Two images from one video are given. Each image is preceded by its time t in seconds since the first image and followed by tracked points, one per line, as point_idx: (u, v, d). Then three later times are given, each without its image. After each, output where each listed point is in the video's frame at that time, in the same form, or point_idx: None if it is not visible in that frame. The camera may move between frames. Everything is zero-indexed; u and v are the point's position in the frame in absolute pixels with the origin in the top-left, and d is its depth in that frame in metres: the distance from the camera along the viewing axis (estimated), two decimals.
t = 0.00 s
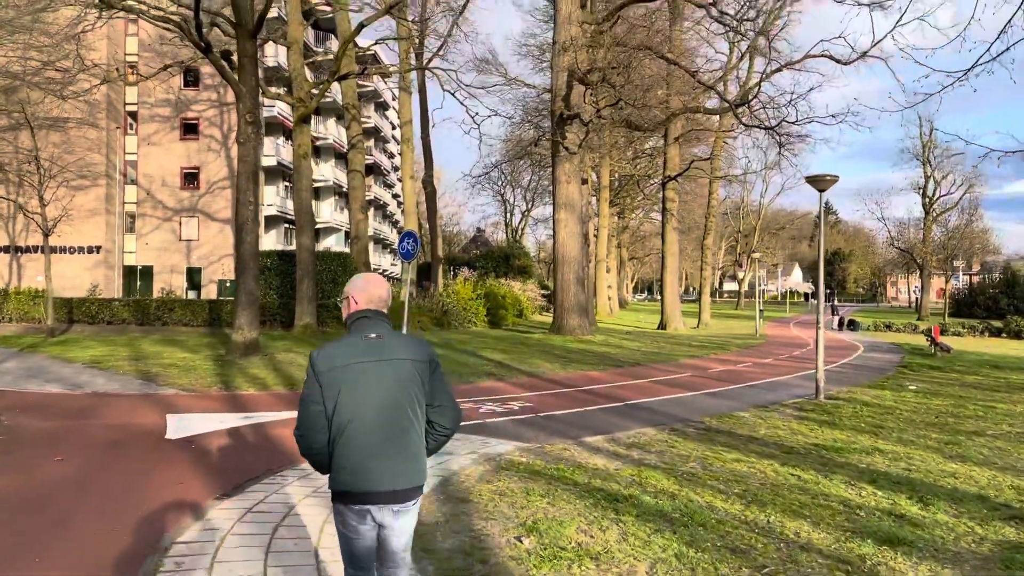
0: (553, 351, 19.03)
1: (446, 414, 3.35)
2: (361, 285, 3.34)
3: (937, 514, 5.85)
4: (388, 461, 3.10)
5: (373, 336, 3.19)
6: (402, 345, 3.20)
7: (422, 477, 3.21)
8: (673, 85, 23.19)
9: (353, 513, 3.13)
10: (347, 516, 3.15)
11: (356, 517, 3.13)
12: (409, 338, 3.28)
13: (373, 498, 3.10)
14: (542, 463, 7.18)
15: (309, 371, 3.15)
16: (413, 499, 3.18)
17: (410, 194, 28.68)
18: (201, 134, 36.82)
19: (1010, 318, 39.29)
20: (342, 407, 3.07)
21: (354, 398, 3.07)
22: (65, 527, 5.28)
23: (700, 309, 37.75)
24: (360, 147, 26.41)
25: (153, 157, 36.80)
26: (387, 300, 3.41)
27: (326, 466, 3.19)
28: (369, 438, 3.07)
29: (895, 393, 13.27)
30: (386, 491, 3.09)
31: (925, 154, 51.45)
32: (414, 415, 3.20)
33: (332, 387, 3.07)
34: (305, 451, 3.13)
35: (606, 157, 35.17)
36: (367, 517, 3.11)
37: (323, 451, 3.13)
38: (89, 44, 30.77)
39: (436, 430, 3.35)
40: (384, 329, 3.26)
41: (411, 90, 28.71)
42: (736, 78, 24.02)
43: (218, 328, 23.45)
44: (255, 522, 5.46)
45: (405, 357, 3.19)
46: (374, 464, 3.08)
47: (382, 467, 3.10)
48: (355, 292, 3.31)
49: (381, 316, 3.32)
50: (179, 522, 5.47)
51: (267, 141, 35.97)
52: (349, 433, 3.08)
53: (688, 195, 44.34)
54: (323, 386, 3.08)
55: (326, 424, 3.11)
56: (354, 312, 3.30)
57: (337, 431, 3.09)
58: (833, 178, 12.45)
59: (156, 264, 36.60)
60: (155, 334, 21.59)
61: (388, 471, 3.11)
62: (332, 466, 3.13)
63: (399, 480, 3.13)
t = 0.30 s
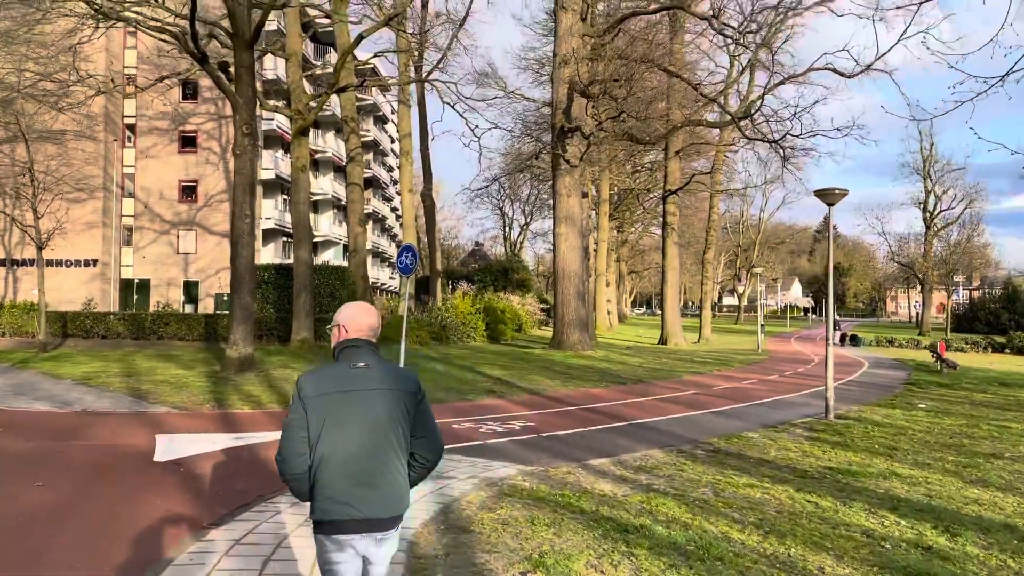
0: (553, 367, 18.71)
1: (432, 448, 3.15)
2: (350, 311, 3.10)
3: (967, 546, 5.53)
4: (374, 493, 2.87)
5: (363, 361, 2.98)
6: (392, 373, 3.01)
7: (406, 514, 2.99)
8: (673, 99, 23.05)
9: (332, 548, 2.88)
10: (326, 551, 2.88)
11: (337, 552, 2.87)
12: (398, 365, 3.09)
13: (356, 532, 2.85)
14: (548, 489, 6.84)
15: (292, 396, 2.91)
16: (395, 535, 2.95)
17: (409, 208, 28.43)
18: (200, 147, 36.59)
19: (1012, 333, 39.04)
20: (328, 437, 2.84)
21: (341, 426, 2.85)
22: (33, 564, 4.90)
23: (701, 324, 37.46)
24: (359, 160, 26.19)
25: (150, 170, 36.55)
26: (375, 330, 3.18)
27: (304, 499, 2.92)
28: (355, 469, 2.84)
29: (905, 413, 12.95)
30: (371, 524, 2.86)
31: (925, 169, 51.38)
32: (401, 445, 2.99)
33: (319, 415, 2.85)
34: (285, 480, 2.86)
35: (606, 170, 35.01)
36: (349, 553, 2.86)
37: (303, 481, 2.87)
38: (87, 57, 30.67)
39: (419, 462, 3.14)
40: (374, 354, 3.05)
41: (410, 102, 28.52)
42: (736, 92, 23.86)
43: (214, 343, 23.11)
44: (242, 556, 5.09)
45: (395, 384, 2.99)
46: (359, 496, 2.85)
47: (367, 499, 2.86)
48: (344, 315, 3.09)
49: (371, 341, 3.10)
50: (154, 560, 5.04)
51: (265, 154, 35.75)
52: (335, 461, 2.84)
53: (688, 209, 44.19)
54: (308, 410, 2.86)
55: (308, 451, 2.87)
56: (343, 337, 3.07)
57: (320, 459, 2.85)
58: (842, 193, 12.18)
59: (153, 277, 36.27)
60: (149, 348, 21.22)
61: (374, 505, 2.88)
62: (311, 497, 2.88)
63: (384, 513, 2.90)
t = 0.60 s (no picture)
0: (554, 377, 18.39)
1: (424, 443, 3.22)
2: (345, 306, 3.19)
3: (1002, 567, 5.22)
4: (361, 483, 2.93)
5: (353, 356, 3.04)
6: (383, 367, 3.07)
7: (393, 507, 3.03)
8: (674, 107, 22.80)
9: (319, 537, 2.93)
10: (315, 541, 2.93)
11: (323, 540, 2.92)
12: (389, 361, 3.15)
13: (342, 521, 2.90)
14: (556, 505, 6.51)
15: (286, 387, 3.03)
16: (385, 528, 2.99)
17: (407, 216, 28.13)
18: (197, 155, 36.31)
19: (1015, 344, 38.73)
20: (319, 428, 2.93)
21: (332, 419, 2.94)
22: None
23: (702, 333, 37.08)
24: (357, 168, 25.90)
25: (147, 178, 36.22)
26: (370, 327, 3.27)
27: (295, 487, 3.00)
28: (343, 460, 2.92)
29: (917, 424, 12.63)
30: (358, 513, 2.91)
31: (925, 179, 51.18)
32: (389, 438, 3.04)
33: (311, 407, 2.95)
34: (276, 470, 2.96)
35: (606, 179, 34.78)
36: (335, 540, 2.91)
37: (293, 471, 2.95)
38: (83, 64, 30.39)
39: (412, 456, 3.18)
40: (365, 349, 3.11)
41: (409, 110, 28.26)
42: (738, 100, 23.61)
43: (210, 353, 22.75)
44: None
45: (386, 378, 3.05)
46: (348, 487, 2.91)
47: (353, 488, 2.92)
48: (336, 309, 3.16)
49: (363, 336, 3.16)
50: None
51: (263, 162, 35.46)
52: (322, 452, 2.92)
53: (688, 218, 43.93)
54: (300, 402, 2.96)
55: (300, 443, 2.96)
56: (336, 331, 3.15)
57: (310, 451, 2.94)
58: (852, 199, 11.89)
59: (149, 286, 35.93)
60: (144, 358, 20.85)
61: (363, 497, 2.94)
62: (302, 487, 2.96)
63: (370, 503, 2.94)
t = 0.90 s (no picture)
0: (553, 389, 18.05)
1: (404, 469, 2.99)
2: (318, 336, 3.04)
3: None
4: (338, 516, 2.79)
5: (324, 387, 2.87)
6: (356, 398, 2.89)
7: (373, 538, 2.88)
8: (672, 113, 22.56)
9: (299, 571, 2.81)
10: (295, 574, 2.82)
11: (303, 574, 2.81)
12: (364, 389, 2.97)
13: (321, 556, 2.79)
14: (560, 529, 6.19)
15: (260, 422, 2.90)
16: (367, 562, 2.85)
17: (403, 224, 27.79)
18: (191, 164, 35.95)
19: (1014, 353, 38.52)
20: (292, 463, 2.80)
21: (304, 453, 2.80)
22: None
23: (699, 343, 36.78)
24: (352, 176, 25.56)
25: (140, 186, 35.82)
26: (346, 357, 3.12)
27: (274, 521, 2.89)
28: (317, 494, 2.78)
29: (926, 439, 12.33)
30: (335, 546, 2.78)
31: (922, 188, 51.10)
32: (366, 470, 2.87)
33: (284, 443, 2.82)
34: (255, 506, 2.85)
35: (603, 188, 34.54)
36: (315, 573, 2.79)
37: (271, 506, 2.84)
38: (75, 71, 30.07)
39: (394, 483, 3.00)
40: (339, 379, 2.94)
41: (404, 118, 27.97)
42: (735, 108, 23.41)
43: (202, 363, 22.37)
44: None
45: (361, 410, 2.88)
46: (323, 522, 2.78)
47: (329, 522, 2.79)
48: (308, 341, 3.01)
49: (336, 365, 2.99)
50: None
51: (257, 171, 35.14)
52: (297, 487, 2.79)
53: (685, 228, 43.71)
54: (273, 437, 2.84)
55: (275, 477, 2.83)
56: (310, 361, 2.99)
57: (286, 485, 2.82)
58: (859, 208, 11.62)
59: (141, 295, 35.51)
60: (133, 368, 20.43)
61: (344, 532, 2.80)
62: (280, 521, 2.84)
63: (348, 536, 2.80)
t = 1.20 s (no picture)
0: (549, 395, 17.75)
1: (378, 466, 2.98)
2: (301, 324, 3.05)
3: None
4: (311, 506, 2.79)
5: (301, 378, 2.89)
6: (331, 388, 2.89)
7: (348, 530, 2.87)
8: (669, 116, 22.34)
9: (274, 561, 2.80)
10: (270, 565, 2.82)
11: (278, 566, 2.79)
12: (341, 381, 2.97)
13: (293, 546, 2.77)
14: (563, 542, 5.88)
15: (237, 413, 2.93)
16: (339, 555, 2.83)
17: (397, 228, 27.48)
18: (182, 168, 35.55)
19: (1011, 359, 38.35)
20: (266, 453, 2.82)
21: (276, 443, 2.80)
22: None
23: (695, 349, 36.52)
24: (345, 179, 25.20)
25: (132, 190, 35.41)
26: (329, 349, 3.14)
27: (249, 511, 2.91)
28: (287, 485, 2.79)
29: (932, 446, 12.05)
30: (307, 536, 2.77)
31: (917, 193, 51.00)
32: (340, 460, 2.86)
33: (257, 431, 2.83)
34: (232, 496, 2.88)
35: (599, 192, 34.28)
36: (290, 565, 2.77)
37: (247, 496, 2.86)
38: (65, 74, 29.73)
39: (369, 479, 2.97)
40: (317, 371, 2.95)
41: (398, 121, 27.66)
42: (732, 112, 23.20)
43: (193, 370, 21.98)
44: None
45: (335, 400, 2.87)
46: (294, 511, 2.79)
47: (303, 511, 2.78)
48: (288, 333, 3.02)
49: (316, 357, 2.99)
50: None
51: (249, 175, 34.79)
52: (270, 476, 2.81)
53: (680, 233, 43.50)
54: (247, 428, 2.85)
55: (250, 468, 2.86)
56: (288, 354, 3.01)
57: (259, 476, 2.84)
58: (864, 210, 11.34)
59: (132, 300, 35.10)
60: (122, 374, 20.04)
61: (316, 523, 2.79)
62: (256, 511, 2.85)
63: (321, 526, 2.79)
